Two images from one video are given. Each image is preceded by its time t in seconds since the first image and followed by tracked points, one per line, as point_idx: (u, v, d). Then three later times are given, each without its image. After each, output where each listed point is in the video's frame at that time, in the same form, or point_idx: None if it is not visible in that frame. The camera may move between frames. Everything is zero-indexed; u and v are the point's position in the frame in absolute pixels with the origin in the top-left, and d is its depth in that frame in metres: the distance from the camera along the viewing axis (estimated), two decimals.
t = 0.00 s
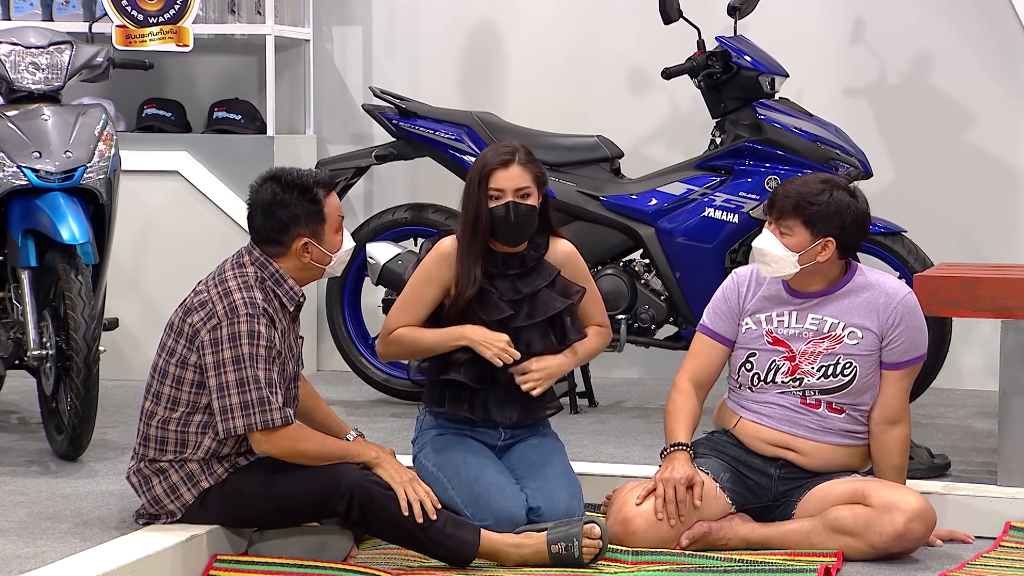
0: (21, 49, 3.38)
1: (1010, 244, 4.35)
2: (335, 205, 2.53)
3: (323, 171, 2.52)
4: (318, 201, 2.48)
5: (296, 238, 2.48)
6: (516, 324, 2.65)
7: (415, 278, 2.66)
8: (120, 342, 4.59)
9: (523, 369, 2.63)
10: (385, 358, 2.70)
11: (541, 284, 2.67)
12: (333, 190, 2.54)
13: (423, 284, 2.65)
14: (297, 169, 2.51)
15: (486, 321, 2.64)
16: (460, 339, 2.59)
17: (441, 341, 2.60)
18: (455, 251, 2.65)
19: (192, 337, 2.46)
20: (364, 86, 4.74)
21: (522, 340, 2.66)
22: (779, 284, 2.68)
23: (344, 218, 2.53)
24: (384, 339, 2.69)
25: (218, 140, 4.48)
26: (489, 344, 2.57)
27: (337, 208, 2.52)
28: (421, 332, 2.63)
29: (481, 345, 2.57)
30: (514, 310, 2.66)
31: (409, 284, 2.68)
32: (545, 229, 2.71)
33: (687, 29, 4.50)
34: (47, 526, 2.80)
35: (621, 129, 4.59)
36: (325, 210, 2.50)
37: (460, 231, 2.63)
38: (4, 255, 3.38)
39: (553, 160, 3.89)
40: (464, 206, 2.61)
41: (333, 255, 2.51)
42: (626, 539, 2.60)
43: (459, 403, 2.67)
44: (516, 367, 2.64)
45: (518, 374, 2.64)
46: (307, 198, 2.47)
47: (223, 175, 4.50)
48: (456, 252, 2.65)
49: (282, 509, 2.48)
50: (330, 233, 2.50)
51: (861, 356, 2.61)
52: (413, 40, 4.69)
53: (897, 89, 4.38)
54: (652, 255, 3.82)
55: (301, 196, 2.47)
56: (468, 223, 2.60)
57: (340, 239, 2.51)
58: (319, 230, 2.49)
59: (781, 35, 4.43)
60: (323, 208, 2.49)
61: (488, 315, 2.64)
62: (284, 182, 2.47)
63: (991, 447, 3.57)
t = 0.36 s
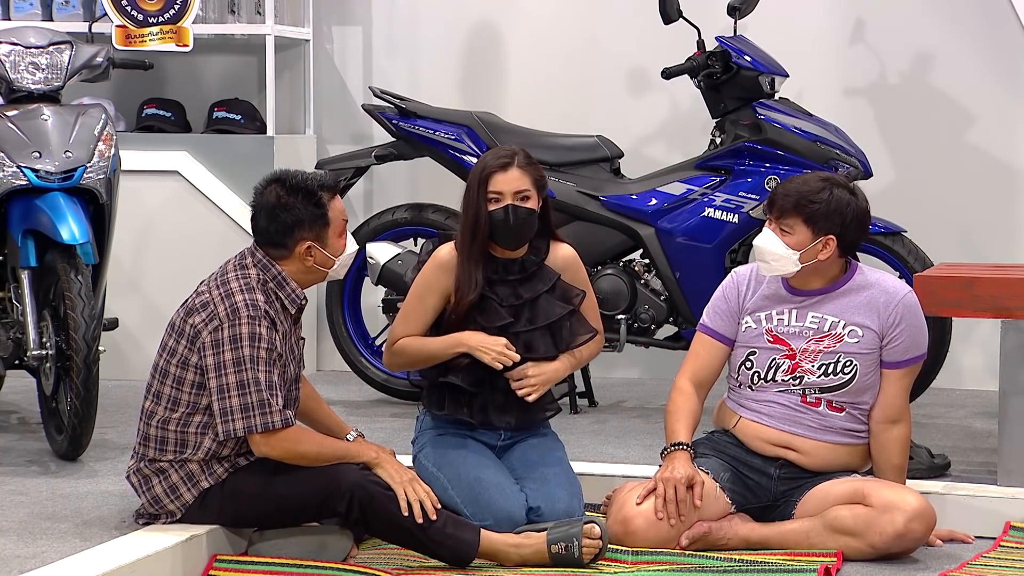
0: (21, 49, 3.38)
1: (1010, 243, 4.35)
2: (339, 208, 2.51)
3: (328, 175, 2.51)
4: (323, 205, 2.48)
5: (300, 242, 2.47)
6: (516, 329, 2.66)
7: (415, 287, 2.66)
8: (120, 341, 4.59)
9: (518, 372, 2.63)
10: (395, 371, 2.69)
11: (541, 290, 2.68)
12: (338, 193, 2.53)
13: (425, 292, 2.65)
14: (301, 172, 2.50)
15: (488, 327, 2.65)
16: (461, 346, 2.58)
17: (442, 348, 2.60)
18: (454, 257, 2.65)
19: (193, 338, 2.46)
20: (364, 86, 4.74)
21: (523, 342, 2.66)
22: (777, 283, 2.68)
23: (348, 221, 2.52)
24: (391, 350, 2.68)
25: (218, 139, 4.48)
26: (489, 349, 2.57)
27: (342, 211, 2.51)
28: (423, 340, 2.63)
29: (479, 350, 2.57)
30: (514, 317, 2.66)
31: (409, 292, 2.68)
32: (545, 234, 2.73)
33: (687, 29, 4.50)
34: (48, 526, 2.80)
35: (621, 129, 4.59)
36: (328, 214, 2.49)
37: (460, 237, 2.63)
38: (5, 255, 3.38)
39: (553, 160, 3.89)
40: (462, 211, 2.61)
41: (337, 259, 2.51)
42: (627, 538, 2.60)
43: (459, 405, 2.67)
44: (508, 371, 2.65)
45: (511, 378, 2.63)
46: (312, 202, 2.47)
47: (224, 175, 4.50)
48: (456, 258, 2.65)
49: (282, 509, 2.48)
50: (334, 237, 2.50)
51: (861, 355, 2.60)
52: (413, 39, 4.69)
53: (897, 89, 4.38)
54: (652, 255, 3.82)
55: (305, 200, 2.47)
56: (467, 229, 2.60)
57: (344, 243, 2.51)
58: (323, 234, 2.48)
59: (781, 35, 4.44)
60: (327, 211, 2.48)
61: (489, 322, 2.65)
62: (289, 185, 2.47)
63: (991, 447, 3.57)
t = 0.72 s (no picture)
0: (21, 49, 3.38)
1: (1009, 243, 4.35)
2: (342, 210, 2.51)
3: (331, 177, 2.51)
4: (326, 207, 2.47)
5: (302, 244, 2.47)
6: (516, 328, 2.66)
7: (415, 287, 2.66)
8: (120, 341, 4.59)
9: (517, 369, 2.62)
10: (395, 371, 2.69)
11: (542, 289, 2.68)
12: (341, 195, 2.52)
13: (425, 293, 2.65)
14: (304, 173, 2.50)
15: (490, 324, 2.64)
16: (459, 343, 2.58)
17: (442, 347, 2.59)
18: (454, 256, 2.65)
19: (195, 338, 2.46)
20: (364, 86, 4.74)
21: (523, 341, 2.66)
22: (773, 282, 2.68)
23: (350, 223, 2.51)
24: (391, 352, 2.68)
25: (218, 139, 4.48)
26: (485, 342, 2.56)
27: (344, 213, 2.51)
28: (422, 339, 2.62)
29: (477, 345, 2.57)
30: (514, 316, 2.66)
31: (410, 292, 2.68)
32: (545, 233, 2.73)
33: (687, 29, 4.50)
34: (48, 526, 2.80)
35: (621, 129, 4.59)
36: (331, 216, 2.48)
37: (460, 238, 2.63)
38: (5, 255, 3.38)
39: (553, 160, 3.89)
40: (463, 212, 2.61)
41: (339, 260, 2.51)
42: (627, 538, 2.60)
43: (459, 406, 2.67)
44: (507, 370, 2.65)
45: (511, 378, 2.63)
46: (314, 204, 2.46)
47: (224, 175, 4.50)
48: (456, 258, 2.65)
49: (282, 509, 2.48)
50: (336, 239, 2.50)
51: (860, 354, 2.61)
52: (413, 39, 4.69)
53: (897, 89, 4.38)
54: (652, 255, 3.82)
55: (307, 202, 2.47)
56: (468, 229, 2.60)
57: (346, 244, 2.51)
58: (325, 236, 2.48)
59: (781, 35, 4.44)
60: (329, 214, 2.48)
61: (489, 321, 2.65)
62: (292, 187, 2.46)
63: (991, 447, 3.57)
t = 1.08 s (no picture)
0: (21, 49, 3.38)
1: (1010, 243, 4.35)
2: (344, 212, 2.52)
3: (333, 179, 2.52)
4: (327, 208, 2.47)
5: (303, 245, 2.47)
6: (517, 328, 2.66)
7: (420, 292, 2.66)
8: (120, 341, 4.59)
9: (518, 368, 2.63)
10: (413, 383, 2.66)
11: (542, 289, 2.68)
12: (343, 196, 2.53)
13: (429, 297, 2.64)
14: (306, 174, 2.50)
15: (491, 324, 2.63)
16: (468, 327, 2.52)
17: (452, 342, 2.54)
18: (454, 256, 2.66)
19: (195, 339, 2.45)
20: (364, 87, 4.74)
21: (525, 342, 2.66)
22: (772, 283, 2.67)
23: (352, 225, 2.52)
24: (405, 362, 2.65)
25: (218, 139, 4.48)
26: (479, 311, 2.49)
27: (346, 214, 2.51)
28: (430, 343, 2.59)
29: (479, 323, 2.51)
30: (515, 316, 2.66)
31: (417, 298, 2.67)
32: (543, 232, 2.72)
33: (688, 29, 4.50)
34: (49, 526, 2.80)
35: (621, 129, 4.59)
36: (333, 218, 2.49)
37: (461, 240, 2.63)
38: (5, 256, 3.38)
39: (553, 160, 3.89)
40: (464, 213, 2.61)
41: (340, 262, 2.51)
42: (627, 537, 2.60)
43: (459, 408, 2.67)
44: (506, 372, 2.65)
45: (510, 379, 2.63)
46: (316, 205, 2.46)
47: (224, 175, 4.50)
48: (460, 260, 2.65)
49: (282, 509, 2.48)
50: (337, 240, 2.50)
51: (864, 351, 2.62)
52: (413, 39, 4.69)
53: (897, 89, 4.38)
54: (652, 255, 3.82)
55: (309, 203, 2.47)
56: (470, 229, 2.60)
57: (348, 246, 2.51)
58: (327, 237, 2.48)
59: (781, 36, 4.44)
60: (331, 215, 2.48)
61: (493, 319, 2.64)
62: (294, 188, 2.46)
63: (991, 447, 3.57)
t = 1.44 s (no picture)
0: (22, 50, 3.38)
1: (1010, 243, 4.35)
2: (344, 213, 2.52)
3: (334, 180, 2.52)
4: (327, 208, 2.48)
5: (301, 244, 2.47)
6: (518, 333, 2.66)
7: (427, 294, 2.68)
8: (121, 342, 4.59)
9: (519, 374, 2.64)
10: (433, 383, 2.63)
11: (542, 295, 2.68)
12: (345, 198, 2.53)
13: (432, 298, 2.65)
14: (309, 174, 2.50)
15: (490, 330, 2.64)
16: (465, 311, 2.52)
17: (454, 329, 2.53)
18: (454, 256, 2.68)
19: (196, 339, 2.45)
20: (365, 87, 4.74)
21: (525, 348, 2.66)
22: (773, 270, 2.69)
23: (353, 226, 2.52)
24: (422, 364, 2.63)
25: (218, 139, 4.48)
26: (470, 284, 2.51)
27: (346, 216, 2.51)
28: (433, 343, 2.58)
29: (475, 298, 2.51)
30: (516, 321, 2.66)
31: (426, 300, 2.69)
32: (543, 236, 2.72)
33: (688, 29, 4.50)
34: (49, 526, 2.80)
35: (621, 129, 4.59)
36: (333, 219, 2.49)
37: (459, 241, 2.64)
38: (5, 256, 3.38)
39: (553, 160, 3.89)
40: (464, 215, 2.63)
41: (340, 263, 2.51)
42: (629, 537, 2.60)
43: (460, 411, 2.67)
44: (507, 377, 2.66)
45: (511, 385, 2.64)
46: (315, 205, 2.46)
47: (224, 174, 4.50)
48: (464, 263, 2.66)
49: (282, 509, 2.48)
50: (336, 242, 2.50)
51: (866, 338, 2.61)
52: (414, 39, 4.69)
53: (897, 89, 4.38)
54: (652, 255, 3.82)
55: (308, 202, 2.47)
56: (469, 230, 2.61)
57: (347, 247, 2.51)
58: (325, 238, 2.48)
59: (781, 36, 4.44)
60: (332, 216, 2.48)
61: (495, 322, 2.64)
62: (295, 187, 2.46)
63: (991, 447, 3.57)
